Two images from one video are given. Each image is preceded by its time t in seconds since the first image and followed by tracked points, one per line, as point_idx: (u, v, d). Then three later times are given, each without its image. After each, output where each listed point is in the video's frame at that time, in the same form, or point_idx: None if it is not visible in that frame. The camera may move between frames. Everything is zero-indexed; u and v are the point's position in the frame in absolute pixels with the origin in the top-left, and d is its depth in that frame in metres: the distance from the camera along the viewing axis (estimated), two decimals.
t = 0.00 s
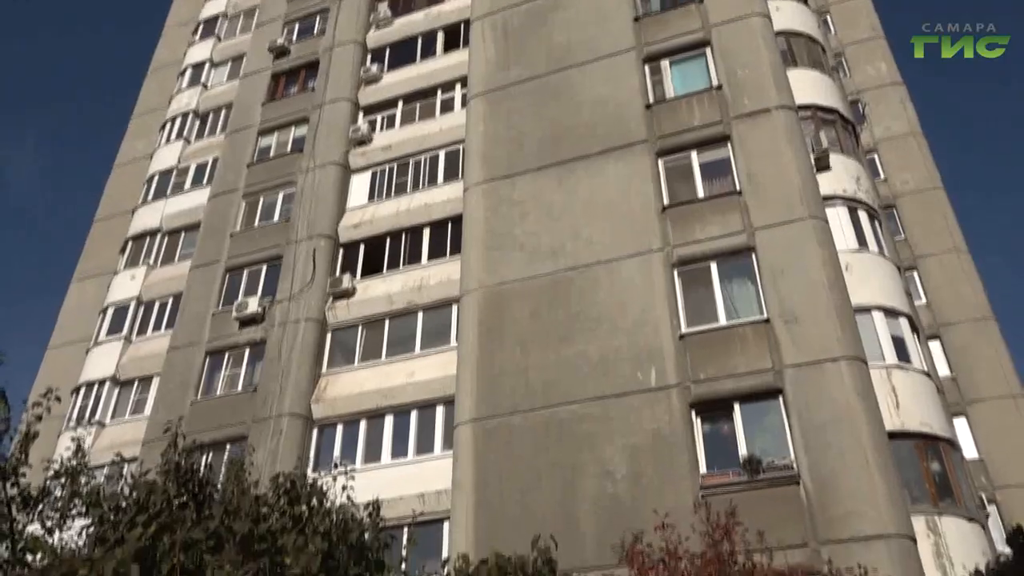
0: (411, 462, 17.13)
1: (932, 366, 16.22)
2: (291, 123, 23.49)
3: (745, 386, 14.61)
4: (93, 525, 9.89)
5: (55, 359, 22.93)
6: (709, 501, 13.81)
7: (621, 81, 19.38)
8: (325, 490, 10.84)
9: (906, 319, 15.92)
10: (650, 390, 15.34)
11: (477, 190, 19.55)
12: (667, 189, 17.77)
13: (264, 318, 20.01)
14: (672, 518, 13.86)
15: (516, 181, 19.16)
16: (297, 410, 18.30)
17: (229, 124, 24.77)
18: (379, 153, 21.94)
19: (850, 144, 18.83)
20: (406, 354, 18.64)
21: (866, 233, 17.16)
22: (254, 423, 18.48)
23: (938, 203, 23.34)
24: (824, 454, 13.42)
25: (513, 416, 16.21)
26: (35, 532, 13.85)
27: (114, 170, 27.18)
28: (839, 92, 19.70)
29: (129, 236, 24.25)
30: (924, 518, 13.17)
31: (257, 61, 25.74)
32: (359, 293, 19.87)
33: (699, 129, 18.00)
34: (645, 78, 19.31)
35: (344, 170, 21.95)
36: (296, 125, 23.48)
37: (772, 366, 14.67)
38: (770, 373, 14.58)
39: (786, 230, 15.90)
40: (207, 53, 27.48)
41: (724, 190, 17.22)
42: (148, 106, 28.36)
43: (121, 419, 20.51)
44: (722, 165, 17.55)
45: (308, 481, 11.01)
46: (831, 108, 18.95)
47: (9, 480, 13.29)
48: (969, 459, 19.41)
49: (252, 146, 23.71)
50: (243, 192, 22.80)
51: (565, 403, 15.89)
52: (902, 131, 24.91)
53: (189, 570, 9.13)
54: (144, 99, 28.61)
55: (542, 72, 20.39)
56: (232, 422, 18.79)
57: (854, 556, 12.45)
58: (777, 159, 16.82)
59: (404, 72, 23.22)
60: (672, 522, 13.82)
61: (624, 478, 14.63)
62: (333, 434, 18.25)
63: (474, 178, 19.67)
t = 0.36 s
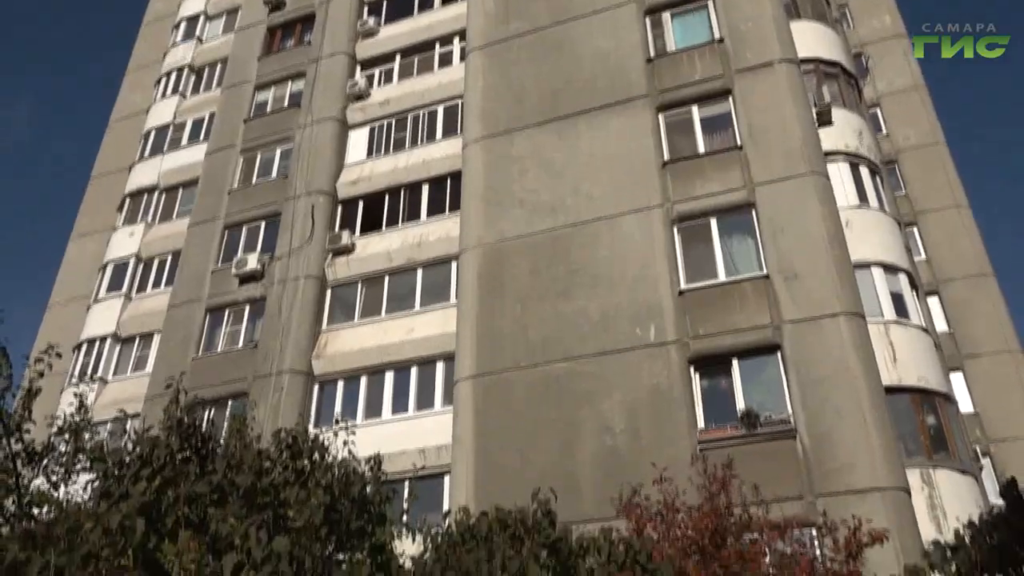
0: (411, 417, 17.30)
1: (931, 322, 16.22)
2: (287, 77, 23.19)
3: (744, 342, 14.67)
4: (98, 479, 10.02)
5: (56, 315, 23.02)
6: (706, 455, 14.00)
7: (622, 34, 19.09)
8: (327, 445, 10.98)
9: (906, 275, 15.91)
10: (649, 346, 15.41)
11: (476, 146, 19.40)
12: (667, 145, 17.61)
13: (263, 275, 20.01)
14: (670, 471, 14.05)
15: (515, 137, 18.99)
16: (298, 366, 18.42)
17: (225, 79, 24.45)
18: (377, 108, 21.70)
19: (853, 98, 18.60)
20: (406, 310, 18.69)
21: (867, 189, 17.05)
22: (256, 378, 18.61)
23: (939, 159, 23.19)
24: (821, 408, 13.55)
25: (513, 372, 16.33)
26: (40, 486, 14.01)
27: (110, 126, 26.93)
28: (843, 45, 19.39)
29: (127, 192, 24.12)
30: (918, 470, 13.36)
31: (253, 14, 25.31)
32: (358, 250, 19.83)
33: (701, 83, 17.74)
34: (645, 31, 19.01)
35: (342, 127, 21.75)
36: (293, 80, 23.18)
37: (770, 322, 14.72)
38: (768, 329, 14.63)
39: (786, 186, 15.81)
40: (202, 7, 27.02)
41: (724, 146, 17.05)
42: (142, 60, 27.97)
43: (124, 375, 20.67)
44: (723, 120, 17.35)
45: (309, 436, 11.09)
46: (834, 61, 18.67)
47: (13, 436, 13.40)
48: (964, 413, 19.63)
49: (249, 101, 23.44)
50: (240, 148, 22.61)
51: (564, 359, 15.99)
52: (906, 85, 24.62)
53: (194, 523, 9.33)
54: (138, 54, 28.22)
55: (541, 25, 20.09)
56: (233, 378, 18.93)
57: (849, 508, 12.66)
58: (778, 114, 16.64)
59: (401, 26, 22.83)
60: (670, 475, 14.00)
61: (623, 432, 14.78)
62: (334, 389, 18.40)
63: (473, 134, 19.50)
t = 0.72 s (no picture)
0: (411, 371, 17.43)
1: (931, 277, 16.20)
2: (283, 30, 22.82)
3: (743, 297, 14.69)
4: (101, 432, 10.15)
5: (55, 271, 23.03)
6: (704, 408, 14.14)
7: None
8: (327, 399, 11.03)
9: (906, 229, 15.83)
10: (648, 300, 15.44)
11: (475, 100, 19.18)
12: (668, 98, 17.38)
13: (262, 230, 19.94)
14: (668, 425, 14.19)
15: (514, 91, 18.76)
16: (298, 321, 18.47)
17: (220, 31, 24.05)
18: (374, 61, 21.38)
19: (857, 50, 18.30)
20: (406, 265, 18.68)
21: (869, 142, 16.87)
22: (256, 333, 18.69)
23: (943, 112, 22.95)
24: (818, 363, 13.64)
25: (513, 327, 16.39)
26: (44, 439, 14.17)
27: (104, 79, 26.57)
28: None
29: (123, 147, 23.90)
30: (914, 423, 13.51)
31: None
32: (357, 205, 19.73)
33: (702, 35, 17.42)
34: None
35: (339, 80, 21.47)
36: (288, 32, 22.81)
37: (770, 277, 14.72)
38: (768, 284, 14.63)
39: (788, 140, 15.65)
40: None
41: (725, 99, 16.82)
42: (135, 12, 27.47)
43: (124, 330, 20.75)
44: (724, 73, 17.08)
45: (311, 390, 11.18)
46: (838, 12, 18.32)
47: (16, 390, 13.54)
48: (960, 367, 19.80)
49: (245, 54, 23.10)
50: (236, 102, 22.34)
51: (564, 314, 16.04)
52: (910, 37, 24.25)
53: (198, 475, 9.51)
54: (130, 5, 27.71)
55: None
56: (233, 333, 19.00)
57: (845, 460, 12.84)
58: (781, 66, 16.41)
59: None
60: (668, 428, 14.16)
61: (622, 387, 14.89)
62: (334, 344, 18.48)
63: (471, 88, 19.27)
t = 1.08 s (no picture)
0: (411, 327, 17.49)
1: (931, 232, 16.15)
2: None
3: (743, 253, 14.66)
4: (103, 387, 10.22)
5: (53, 228, 22.97)
6: (702, 364, 14.22)
7: None
8: (328, 354, 11.06)
9: (907, 185, 15.72)
10: (648, 257, 15.41)
11: (474, 54, 18.93)
12: (669, 51, 17.11)
13: (260, 187, 19.83)
14: (667, 380, 14.30)
15: (513, 44, 18.51)
16: (297, 277, 18.47)
17: None
18: (371, 14, 21.04)
19: (861, 2, 18.00)
20: (405, 221, 18.60)
21: (873, 97, 16.65)
22: (255, 289, 18.71)
23: (947, 66, 22.66)
24: (817, 319, 13.69)
25: (512, 284, 16.40)
26: (47, 394, 14.29)
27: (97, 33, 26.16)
28: None
29: (118, 102, 23.63)
30: (911, 378, 13.61)
31: None
32: (355, 162, 19.58)
33: None
34: None
35: (336, 34, 21.15)
36: None
37: (770, 233, 14.66)
38: (768, 241, 14.59)
39: (790, 95, 15.44)
40: None
41: (728, 53, 16.53)
42: None
43: (124, 287, 20.77)
44: (727, 26, 16.77)
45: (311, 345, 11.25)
46: None
47: (18, 346, 13.63)
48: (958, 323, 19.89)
49: (240, 7, 22.72)
50: (232, 56, 22.03)
51: (564, 271, 16.02)
52: None
53: (200, 431, 9.56)
54: None
55: None
56: (233, 289, 19.01)
57: (841, 415, 12.96)
58: (785, 20, 16.12)
59: None
60: (666, 384, 14.26)
61: (621, 342, 14.97)
62: (334, 300, 18.52)
63: (470, 42, 19.01)
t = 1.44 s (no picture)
0: (411, 290, 17.52)
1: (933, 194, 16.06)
2: None
3: (743, 215, 14.61)
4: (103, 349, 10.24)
5: (51, 191, 22.85)
6: (702, 325, 14.26)
7: None
8: (328, 317, 11.21)
9: (909, 146, 15.56)
10: (648, 219, 15.36)
11: (472, 14, 18.71)
12: (670, 10, 16.84)
13: (258, 149, 19.71)
14: (666, 342, 14.35)
15: (511, 3, 18.33)
16: (297, 240, 18.42)
17: None
18: None
19: None
20: (404, 184, 18.50)
21: (876, 57, 16.44)
22: (255, 252, 18.67)
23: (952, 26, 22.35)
24: (816, 282, 13.70)
25: (512, 246, 16.37)
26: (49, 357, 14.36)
27: None
28: None
29: (113, 63, 23.35)
30: (909, 339, 13.66)
31: None
32: (353, 123, 19.40)
33: None
34: None
35: None
36: None
37: (770, 195, 14.59)
38: (768, 203, 14.52)
39: (792, 55, 15.25)
40: None
41: (730, 12, 16.26)
42: None
43: (124, 250, 20.73)
44: None
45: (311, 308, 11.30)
46: None
47: (18, 309, 13.64)
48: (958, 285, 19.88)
49: None
50: (228, 16, 21.74)
51: (565, 234, 15.97)
52: None
53: (201, 391, 9.58)
54: None
55: None
56: (233, 252, 18.97)
57: (839, 375, 13.04)
58: None
59: None
60: (666, 346, 14.31)
61: (621, 305, 14.99)
62: (334, 263, 18.51)
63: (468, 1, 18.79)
